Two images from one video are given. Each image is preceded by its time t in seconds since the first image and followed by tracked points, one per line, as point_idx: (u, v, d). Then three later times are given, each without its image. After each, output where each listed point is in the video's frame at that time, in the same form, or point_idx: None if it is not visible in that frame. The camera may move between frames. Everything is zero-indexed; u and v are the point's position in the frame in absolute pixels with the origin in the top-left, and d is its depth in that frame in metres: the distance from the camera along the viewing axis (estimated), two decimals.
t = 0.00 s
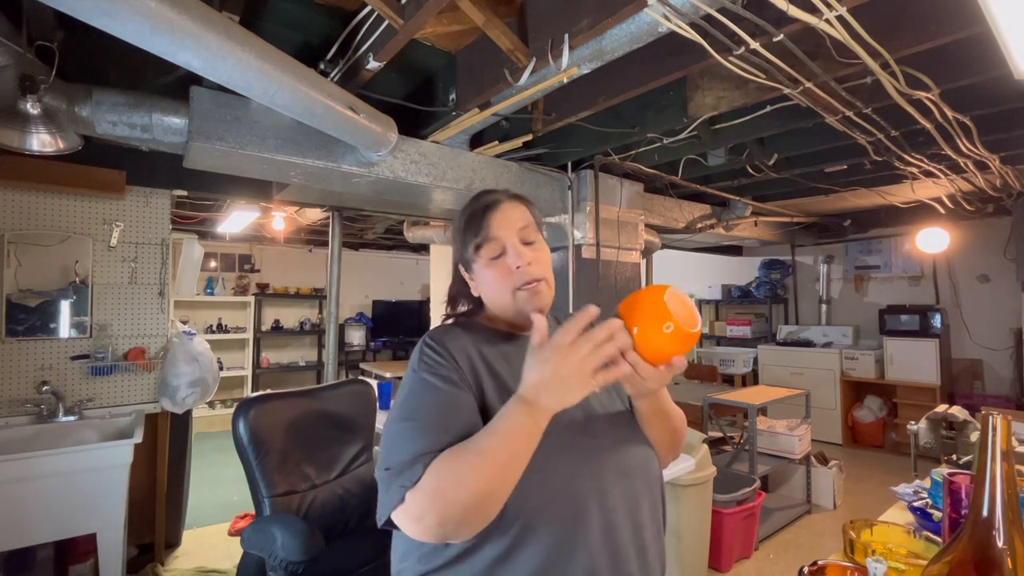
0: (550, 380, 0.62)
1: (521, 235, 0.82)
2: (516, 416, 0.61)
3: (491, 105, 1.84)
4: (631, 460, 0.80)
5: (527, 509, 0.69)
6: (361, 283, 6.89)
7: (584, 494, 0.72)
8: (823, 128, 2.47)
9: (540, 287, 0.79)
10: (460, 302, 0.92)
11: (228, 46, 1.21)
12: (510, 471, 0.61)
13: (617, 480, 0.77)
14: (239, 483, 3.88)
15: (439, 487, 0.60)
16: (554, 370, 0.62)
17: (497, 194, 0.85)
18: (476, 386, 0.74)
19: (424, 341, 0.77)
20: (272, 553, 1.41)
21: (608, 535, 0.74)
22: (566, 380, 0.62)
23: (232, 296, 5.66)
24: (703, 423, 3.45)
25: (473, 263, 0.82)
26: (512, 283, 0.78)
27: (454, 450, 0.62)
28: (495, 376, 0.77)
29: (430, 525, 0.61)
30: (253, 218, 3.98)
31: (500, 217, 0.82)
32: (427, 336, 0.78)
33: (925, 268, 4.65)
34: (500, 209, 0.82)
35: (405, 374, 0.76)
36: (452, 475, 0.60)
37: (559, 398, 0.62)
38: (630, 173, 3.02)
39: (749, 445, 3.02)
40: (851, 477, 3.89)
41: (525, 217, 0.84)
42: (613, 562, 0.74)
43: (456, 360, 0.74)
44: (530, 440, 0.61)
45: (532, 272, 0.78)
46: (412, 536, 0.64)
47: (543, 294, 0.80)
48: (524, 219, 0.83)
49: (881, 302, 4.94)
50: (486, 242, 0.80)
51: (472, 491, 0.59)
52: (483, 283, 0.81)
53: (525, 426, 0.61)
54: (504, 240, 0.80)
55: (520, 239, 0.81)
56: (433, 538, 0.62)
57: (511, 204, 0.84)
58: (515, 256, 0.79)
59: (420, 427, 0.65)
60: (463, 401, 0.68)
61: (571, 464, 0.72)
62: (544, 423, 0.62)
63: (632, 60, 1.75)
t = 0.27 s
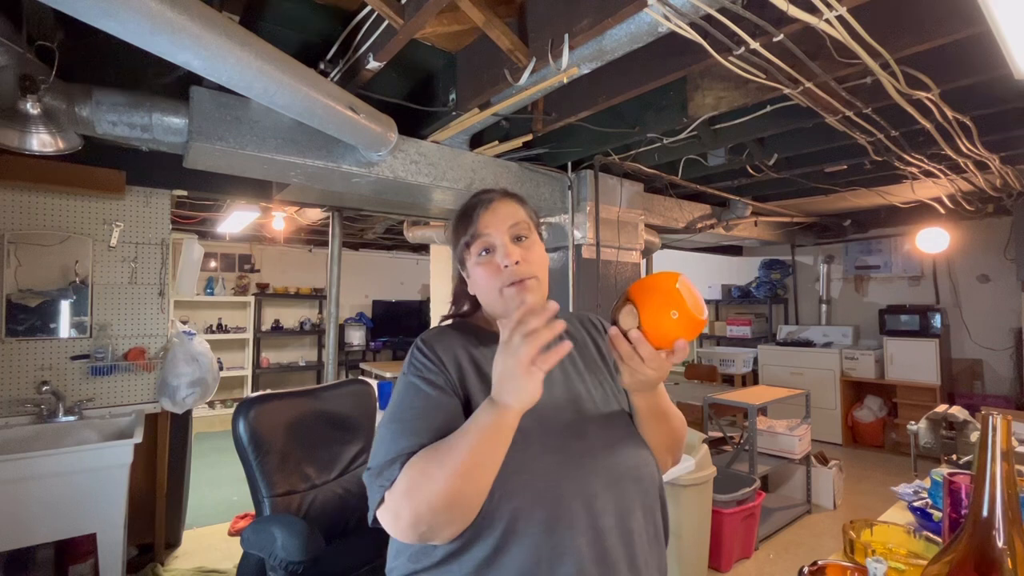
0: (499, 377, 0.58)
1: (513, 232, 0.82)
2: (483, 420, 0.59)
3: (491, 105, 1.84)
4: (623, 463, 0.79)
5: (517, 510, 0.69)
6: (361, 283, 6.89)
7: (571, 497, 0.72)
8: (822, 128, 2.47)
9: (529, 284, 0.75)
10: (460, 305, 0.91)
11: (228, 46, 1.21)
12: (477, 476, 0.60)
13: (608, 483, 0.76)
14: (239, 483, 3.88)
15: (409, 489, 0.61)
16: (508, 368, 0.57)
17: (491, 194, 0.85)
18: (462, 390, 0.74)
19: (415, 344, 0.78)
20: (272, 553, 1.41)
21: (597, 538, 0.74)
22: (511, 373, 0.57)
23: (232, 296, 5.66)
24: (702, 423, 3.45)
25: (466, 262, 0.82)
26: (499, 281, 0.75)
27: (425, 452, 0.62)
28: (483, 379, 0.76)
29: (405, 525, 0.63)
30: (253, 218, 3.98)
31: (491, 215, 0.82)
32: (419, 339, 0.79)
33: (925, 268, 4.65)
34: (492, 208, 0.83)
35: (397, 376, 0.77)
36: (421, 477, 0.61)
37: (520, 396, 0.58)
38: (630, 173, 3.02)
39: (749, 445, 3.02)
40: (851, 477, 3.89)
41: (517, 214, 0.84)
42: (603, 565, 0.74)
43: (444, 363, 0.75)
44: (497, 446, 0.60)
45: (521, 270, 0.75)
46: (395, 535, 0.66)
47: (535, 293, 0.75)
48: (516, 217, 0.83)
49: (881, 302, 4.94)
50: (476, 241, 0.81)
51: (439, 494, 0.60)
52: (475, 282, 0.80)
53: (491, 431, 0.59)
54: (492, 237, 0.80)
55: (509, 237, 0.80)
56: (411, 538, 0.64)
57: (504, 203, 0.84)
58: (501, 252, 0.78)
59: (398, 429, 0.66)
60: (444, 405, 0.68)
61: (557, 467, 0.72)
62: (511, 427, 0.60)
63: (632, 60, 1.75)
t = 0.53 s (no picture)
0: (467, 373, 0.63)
1: (514, 232, 0.82)
2: (470, 422, 0.62)
3: (491, 105, 1.84)
4: (619, 466, 0.78)
5: (512, 515, 0.69)
6: (361, 283, 6.89)
7: (564, 501, 0.72)
8: (822, 128, 2.47)
9: (529, 288, 0.77)
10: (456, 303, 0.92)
11: (228, 46, 1.21)
12: (463, 478, 0.61)
13: (602, 487, 0.76)
14: (239, 483, 3.88)
15: (397, 491, 0.62)
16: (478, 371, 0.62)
17: (493, 192, 0.85)
18: (457, 392, 0.74)
19: (411, 345, 0.78)
20: (271, 553, 1.41)
21: (590, 543, 0.73)
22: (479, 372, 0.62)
23: (232, 296, 5.66)
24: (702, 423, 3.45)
25: (466, 259, 0.82)
26: (499, 282, 0.76)
27: (414, 454, 0.64)
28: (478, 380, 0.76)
29: (394, 527, 0.63)
30: (253, 218, 3.98)
31: (494, 214, 0.82)
32: (415, 340, 0.79)
33: (925, 268, 4.65)
34: (495, 206, 0.83)
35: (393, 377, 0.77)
36: (408, 479, 0.62)
37: (501, 396, 0.62)
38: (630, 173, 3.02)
39: (750, 445, 3.02)
40: (851, 477, 3.89)
41: (519, 214, 0.84)
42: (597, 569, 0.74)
43: (437, 364, 0.75)
44: (482, 447, 0.61)
45: (522, 272, 0.77)
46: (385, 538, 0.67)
47: (531, 295, 0.78)
48: (518, 217, 0.83)
49: (881, 302, 4.94)
50: (478, 240, 0.81)
51: (426, 496, 0.61)
52: (474, 280, 0.81)
53: (477, 430, 0.61)
54: (496, 236, 0.80)
55: (512, 237, 0.81)
56: (400, 540, 0.65)
57: (508, 202, 0.84)
58: (504, 252, 0.78)
59: (390, 432, 0.67)
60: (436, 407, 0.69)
61: (549, 472, 0.72)
62: (496, 429, 0.63)
63: (632, 60, 1.75)
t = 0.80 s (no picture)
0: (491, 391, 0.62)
1: (521, 231, 0.82)
2: (465, 430, 0.61)
3: (491, 105, 1.84)
4: (614, 467, 0.79)
5: (509, 517, 0.69)
6: (361, 283, 6.90)
7: (560, 504, 0.72)
8: (822, 128, 2.47)
9: (533, 288, 0.77)
10: (449, 302, 0.92)
11: (228, 46, 1.21)
12: (459, 487, 0.61)
13: (597, 489, 0.76)
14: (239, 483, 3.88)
15: (390, 500, 0.62)
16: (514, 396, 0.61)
17: (501, 189, 0.85)
18: (449, 395, 0.74)
19: (403, 347, 0.78)
20: (271, 553, 1.40)
21: (585, 546, 0.74)
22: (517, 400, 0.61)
23: (232, 296, 5.67)
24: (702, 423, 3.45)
25: (468, 255, 0.81)
26: (506, 281, 0.76)
27: (408, 461, 0.63)
28: (471, 381, 0.76)
29: (386, 536, 0.63)
30: (253, 218, 3.99)
31: (502, 211, 0.82)
32: (407, 342, 0.79)
33: (925, 268, 4.65)
34: (502, 203, 0.82)
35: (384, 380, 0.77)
36: (402, 488, 0.61)
37: (500, 405, 0.61)
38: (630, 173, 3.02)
39: (750, 445, 3.02)
40: (851, 477, 3.89)
41: (527, 214, 0.84)
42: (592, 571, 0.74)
43: (429, 366, 0.74)
44: (477, 456, 0.61)
45: (529, 272, 0.77)
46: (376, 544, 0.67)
47: (535, 297, 0.78)
48: (526, 217, 0.83)
49: (881, 302, 4.94)
50: (485, 235, 0.80)
51: (420, 505, 0.61)
52: (476, 277, 0.80)
53: (473, 439, 0.61)
54: (504, 234, 0.80)
55: (519, 236, 0.80)
56: (392, 548, 0.64)
57: (513, 200, 0.84)
58: (513, 251, 0.78)
59: (381, 438, 0.66)
60: (428, 411, 0.68)
61: (544, 477, 0.72)
62: (491, 438, 0.62)
63: (632, 60, 1.75)
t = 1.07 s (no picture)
0: (526, 405, 0.62)
1: (520, 231, 0.81)
2: (483, 436, 0.62)
3: (491, 105, 1.84)
4: (610, 466, 0.79)
5: (508, 518, 0.69)
6: (361, 283, 6.90)
7: (558, 504, 0.72)
8: (822, 128, 2.47)
9: (530, 291, 0.79)
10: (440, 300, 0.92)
11: (228, 47, 1.21)
12: (472, 494, 0.62)
13: (594, 489, 0.76)
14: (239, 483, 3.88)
15: (396, 507, 0.61)
16: (553, 412, 0.62)
17: (500, 187, 0.84)
18: (442, 397, 0.74)
19: (393, 350, 0.78)
20: (271, 553, 1.40)
21: (583, 546, 0.74)
22: (554, 415, 0.62)
23: (232, 296, 5.67)
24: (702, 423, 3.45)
25: (464, 253, 0.80)
26: (505, 282, 0.77)
27: (416, 468, 0.63)
28: (463, 383, 0.77)
29: (388, 545, 0.62)
30: (253, 218, 3.99)
31: (502, 210, 0.81)
32: (397, 345, 0.78)
33: (925, 268, 4.65)
34: (502, 202, 0.82)
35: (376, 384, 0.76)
36: (409, 494, 0.61)
37: (525, 414, 0.62)
38: (630, 173, 3.02)
39: (750, 445, 3.02)
40: (851, 477, 3.89)
41: (525, 214, 0.83)
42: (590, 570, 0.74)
43: (422, 368, 0.74)
44: (491, 462, 0.62)
45: (528, 273, 0.78)
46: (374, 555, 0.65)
47: (530, 299, 0.79)
48: (524, 217, 0.83)
49: (881, 302, 4.94)
50: (484, 235, 0.79)
51: (428, 511, 0.60)
52: (472, 276, 0.80)
53: (490, 445, 0.62)
54: (504, 234, 0.79)
55: (519, 237, 0.80)
56: (393, 558, 0.63)
57: (513, 200, 0.83)
58: (513, 253, 0.78)
59: (379, 442, 0.66)
60: (427, 414, 0.68)
61: (542, 478, 0.72)
62: (509, 446, 0.63)
63: (632, 60, 1.75)
